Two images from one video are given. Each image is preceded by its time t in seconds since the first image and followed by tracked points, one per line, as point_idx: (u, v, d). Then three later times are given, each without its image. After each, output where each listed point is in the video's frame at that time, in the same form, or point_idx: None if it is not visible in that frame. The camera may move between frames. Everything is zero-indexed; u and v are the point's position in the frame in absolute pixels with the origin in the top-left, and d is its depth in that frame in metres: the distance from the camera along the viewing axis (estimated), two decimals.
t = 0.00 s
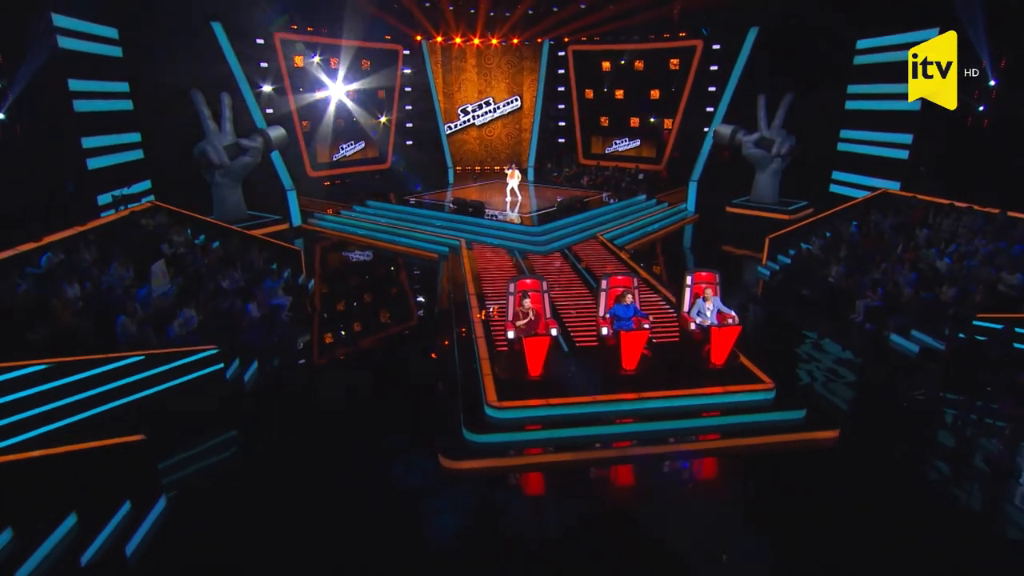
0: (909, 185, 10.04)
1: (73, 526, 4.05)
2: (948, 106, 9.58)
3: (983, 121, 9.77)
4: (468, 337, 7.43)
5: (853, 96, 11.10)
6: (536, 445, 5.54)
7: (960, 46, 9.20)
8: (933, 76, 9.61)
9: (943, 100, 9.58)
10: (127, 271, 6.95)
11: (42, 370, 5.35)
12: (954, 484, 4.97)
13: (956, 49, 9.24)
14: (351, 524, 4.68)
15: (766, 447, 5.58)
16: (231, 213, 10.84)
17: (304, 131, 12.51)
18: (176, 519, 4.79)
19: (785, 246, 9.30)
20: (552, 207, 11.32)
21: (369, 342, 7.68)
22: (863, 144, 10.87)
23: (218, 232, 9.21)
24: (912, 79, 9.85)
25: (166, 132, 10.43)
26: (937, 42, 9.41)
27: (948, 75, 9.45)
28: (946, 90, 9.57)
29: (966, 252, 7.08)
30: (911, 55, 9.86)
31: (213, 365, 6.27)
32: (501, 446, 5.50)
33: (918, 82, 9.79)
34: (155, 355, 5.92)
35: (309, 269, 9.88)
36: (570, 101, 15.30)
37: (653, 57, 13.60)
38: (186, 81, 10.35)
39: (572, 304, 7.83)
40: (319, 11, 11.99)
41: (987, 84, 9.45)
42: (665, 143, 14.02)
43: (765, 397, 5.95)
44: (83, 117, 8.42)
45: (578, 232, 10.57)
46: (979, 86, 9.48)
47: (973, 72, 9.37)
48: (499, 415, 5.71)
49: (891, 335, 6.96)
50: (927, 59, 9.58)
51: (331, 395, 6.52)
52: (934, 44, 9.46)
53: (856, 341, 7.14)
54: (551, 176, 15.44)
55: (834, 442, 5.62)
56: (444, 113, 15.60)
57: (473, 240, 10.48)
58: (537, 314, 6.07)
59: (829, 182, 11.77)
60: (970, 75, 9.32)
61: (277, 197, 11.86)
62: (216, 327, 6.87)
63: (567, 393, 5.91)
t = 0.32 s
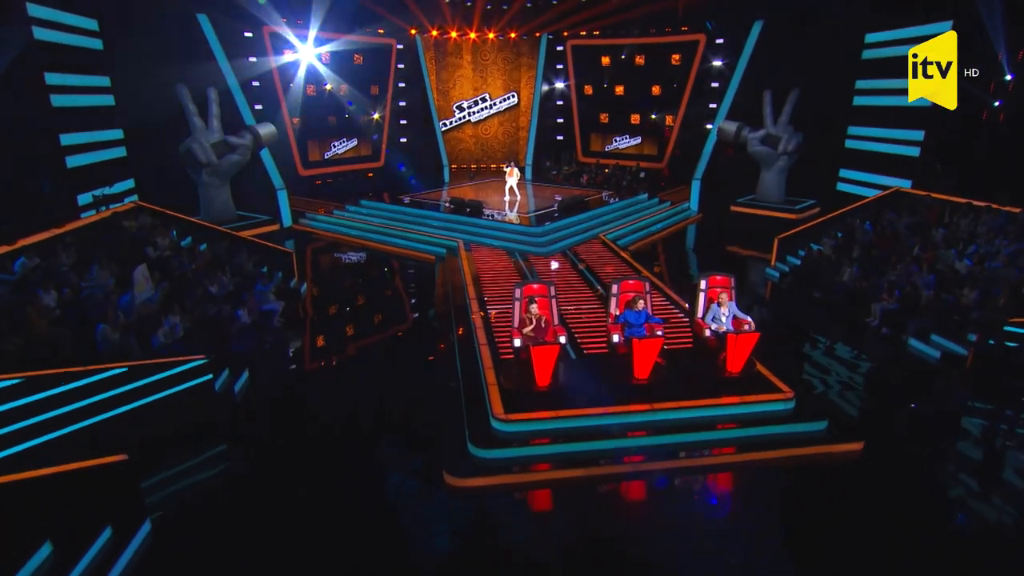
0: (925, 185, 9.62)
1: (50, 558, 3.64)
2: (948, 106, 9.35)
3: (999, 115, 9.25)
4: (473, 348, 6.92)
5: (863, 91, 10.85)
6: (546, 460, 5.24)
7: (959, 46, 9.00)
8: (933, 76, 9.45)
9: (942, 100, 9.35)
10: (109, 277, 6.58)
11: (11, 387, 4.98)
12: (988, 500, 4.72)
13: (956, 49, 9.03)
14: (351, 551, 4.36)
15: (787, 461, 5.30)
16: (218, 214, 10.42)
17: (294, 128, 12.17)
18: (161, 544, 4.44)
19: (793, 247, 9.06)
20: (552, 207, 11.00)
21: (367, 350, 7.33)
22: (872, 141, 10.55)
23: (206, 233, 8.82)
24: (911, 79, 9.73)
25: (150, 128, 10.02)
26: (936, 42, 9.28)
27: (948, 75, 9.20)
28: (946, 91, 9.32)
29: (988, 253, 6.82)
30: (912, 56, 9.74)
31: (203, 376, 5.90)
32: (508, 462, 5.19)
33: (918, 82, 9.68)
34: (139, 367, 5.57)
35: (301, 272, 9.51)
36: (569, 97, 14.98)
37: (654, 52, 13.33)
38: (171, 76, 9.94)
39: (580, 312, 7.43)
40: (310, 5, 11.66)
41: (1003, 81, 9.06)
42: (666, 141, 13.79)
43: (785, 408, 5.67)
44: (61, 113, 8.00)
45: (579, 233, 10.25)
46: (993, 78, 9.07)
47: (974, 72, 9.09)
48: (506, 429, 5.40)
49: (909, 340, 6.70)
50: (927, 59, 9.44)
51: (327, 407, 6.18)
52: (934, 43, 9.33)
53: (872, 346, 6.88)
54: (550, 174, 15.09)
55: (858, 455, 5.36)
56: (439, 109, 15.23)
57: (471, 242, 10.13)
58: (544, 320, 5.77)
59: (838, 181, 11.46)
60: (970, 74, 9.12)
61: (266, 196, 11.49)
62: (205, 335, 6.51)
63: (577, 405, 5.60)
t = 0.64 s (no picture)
0: (930, 179, 9.48)
1: None
2: (948, 107, 9.16)
3: (1008, 109, 8.60)
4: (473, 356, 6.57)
5: (863, 87, 10.66)
6: (555, 476, 4.96)
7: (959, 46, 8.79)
8: (933, 76, 9.30)
9: (942, 100, 9.19)
10: (85, 283, 6.22)
11: None
12: (1017, 514, 4.48)
13: (955, 49, 8.82)
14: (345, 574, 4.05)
15: (806, 473, 5.06)
16: (201, 215, 10.00)
17: (280, 125, 11.91)
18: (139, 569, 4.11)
19: (797, 247, 8.82)
20: (548, 207, 10.69)
21: (361, 356, 6.99)
22: (874, 137, 10.45)
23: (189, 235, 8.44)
24: (912, 79, 9.62)
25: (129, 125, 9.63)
26: (937, 42, 9.12)
27: (947, 75, 9.01)
28: (946, 91, 9.14)
29: (1004, 253, 6.59)
30: (912, 55, 9.62)
31: (188, 388, 5.60)
32: (513, 478, 4.91)
33: (918, 82, 9.57)
34: (117, 381, 5.17)
35: (288, 275, 9.14)
36: (564, 92, 14.71)
37: (650, 47, 13.22)
38: (151, 70, 9.55)
39: (584, 319, 7.14)
40: None
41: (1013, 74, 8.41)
42: (663, 137, 13.68)
43: (802, 416, 5.43)
44: (31, 108, 7.60)
45: (578, 233, 9.97)
46: (1000, 71, 8.40)
47: (973, 72, 8.62)
48: (513, 442, 5.10)
49: (924, 343, 6.58)
50: (928, 59, 9.29)
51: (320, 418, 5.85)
52: (935, 43, 9.16)
53: (884, 350, 6.66)
54: (544, 173, 14.79)
55: (878, 465, 5.12)
56: (430, 106, 14.98)
57: (467, 243, 9.80)
58: (550, 327, 5.48)
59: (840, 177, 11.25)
60: (969, 75, 8.68)
61: (251, 196, 11.07)
62: (187, 345, 6.14)
63: (586, 415, 5.32)
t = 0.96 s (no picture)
0: (932, 176, 9.32)
1: None
2: (948, 107, 8.99)
3: (1012, 105, 8.61)
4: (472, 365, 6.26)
5: (863, 82, 10.49)
6: (563, 492, 4.71)
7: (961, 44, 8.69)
8: (932, 76, 9.16)
9: (943, 100, 9.03)
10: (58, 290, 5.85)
11: None
12: None
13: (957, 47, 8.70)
14: None
15: (824, 485, 4.85)
16: (181, 217, 9.60)
17: (263, 122, 11.53)
18: None
19: (798, 247, 8.64)
20: (542, 208, 10.36)
21: (353, 364, 6.67)
22: (870, 133, 10.32)
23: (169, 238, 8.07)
24: (911, 80, 9.47)
25: (104, 121, 9.21)
26: (937, 42, 9.01)
27: (948, 75, 8.87)
28: (946, 91, 8.98)
29: (1016, 252, 6.42)
30: (911, 56, 9.47)
31: (169, 404, 5.28)
32: (519, 494, 4.64)
33: (918, 82, 9.42)
34: (95, 398, 4.79)
35: (273, 279, 8.78)
36: (555, 87, 14.44)
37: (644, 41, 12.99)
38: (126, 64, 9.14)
39: (588, 325, 6.83)
40: None
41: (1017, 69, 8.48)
42: (657, 135, 13.46)
43: (817, 425, 5.23)
44: None
45: (575, 234, 9.69)
46: (1002, 66, 8.50)
47: (974, 72, 8.61)
48: (518, 456, 4.84)
49: (934, 345, 6.40)
50: (927, 59, 9.14)
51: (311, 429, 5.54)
52: (935, 43, 9.03)
53: (893, 353, 6.48)
54: (538, 171, 14.69)
55: (897, 475, 4.93)
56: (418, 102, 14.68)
57: (460, 244, 9.51)
58: (557, 335, 5.24)
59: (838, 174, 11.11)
60: (970, 75, 8.63)
61: (234, 196, 10.69)
62: (168, 354, 5.80)
63: (593, 427, 5.07)
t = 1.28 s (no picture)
0: (933, 176, 9.06)
1: None
2: (948, 107, 8.78)
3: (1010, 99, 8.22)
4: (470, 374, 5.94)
5: (857, 78, 10.40)
6: (571, 508, 4.47)
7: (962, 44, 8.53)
8: (933, 76, 8.97)
9: (942, 100, 8.83)
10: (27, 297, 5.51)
11: None
12: None
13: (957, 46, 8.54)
14: None
15: (841, 495, 4.68)
16: (156, 217, 9.18)
17: (242, 119, 11.15)
18: None
19: (798, 245, 8.49)
20: (536, 207, 10.08)
21: (344, 371, 6.35)
22: (865, 129, 10.23)
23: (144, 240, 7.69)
24: (912, 80, 9.30)
25: (75, 118, 8.79)
26: (937, 41, 8.85)
27: (948, 75, 8.68)
28: (946, 91, 8.78)
29: None
30: (912, 56, 9.34)
31: (149, 420, 4.91)
32: (526, 511, 4.39)
33: (918, 83, 9.23)
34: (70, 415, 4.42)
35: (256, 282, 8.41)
36: (543, 83, 14.21)
37: (635, 36, 12.83)
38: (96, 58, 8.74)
39: (590, 331, 6.55)
40: None
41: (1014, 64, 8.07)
42: (649, 132, 13.29)
43: (831, 432, 5.06)
44: None
45: (569, 236, 9.40)
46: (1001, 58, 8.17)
47: (974, 72, 8.42)
48: (523, 470, 4.58)
49: (941, 346, 6.26)
50: (928, 59, 8.98)
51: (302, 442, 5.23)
52: (935, 43, 8.88)
53: (899, 354, 6.34)
54: (526, 169, 14.53)
55: (915, 483, 4.76)
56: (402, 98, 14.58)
57: (450, 245, 9.21)
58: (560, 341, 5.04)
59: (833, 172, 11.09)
60: (970, 75, 8.45)
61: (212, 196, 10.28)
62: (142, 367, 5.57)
63: (602, 438, 4.84)
